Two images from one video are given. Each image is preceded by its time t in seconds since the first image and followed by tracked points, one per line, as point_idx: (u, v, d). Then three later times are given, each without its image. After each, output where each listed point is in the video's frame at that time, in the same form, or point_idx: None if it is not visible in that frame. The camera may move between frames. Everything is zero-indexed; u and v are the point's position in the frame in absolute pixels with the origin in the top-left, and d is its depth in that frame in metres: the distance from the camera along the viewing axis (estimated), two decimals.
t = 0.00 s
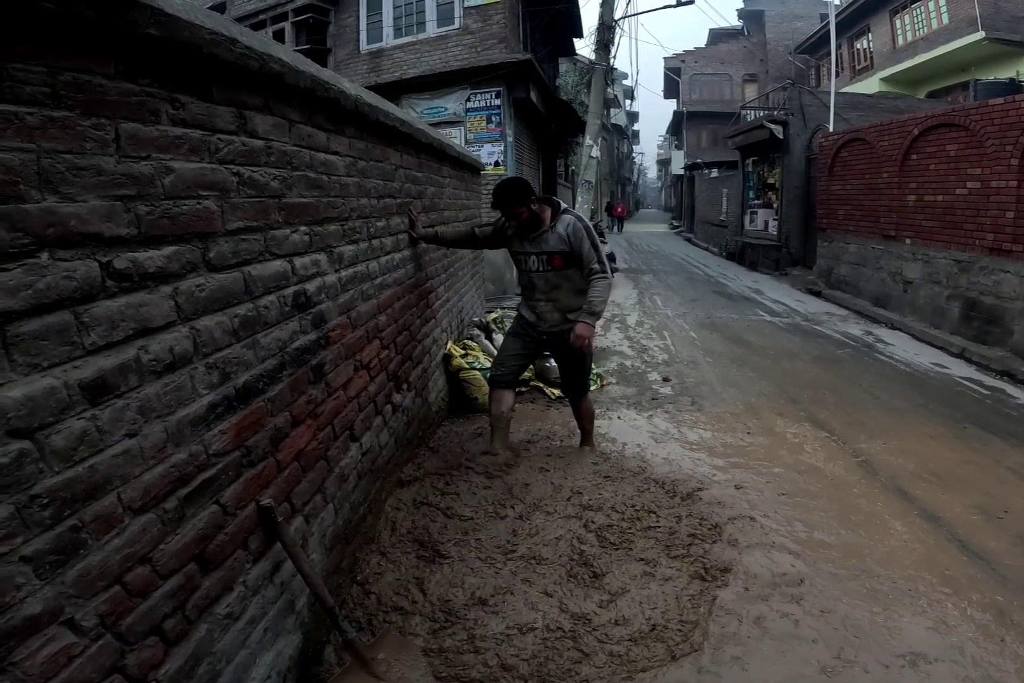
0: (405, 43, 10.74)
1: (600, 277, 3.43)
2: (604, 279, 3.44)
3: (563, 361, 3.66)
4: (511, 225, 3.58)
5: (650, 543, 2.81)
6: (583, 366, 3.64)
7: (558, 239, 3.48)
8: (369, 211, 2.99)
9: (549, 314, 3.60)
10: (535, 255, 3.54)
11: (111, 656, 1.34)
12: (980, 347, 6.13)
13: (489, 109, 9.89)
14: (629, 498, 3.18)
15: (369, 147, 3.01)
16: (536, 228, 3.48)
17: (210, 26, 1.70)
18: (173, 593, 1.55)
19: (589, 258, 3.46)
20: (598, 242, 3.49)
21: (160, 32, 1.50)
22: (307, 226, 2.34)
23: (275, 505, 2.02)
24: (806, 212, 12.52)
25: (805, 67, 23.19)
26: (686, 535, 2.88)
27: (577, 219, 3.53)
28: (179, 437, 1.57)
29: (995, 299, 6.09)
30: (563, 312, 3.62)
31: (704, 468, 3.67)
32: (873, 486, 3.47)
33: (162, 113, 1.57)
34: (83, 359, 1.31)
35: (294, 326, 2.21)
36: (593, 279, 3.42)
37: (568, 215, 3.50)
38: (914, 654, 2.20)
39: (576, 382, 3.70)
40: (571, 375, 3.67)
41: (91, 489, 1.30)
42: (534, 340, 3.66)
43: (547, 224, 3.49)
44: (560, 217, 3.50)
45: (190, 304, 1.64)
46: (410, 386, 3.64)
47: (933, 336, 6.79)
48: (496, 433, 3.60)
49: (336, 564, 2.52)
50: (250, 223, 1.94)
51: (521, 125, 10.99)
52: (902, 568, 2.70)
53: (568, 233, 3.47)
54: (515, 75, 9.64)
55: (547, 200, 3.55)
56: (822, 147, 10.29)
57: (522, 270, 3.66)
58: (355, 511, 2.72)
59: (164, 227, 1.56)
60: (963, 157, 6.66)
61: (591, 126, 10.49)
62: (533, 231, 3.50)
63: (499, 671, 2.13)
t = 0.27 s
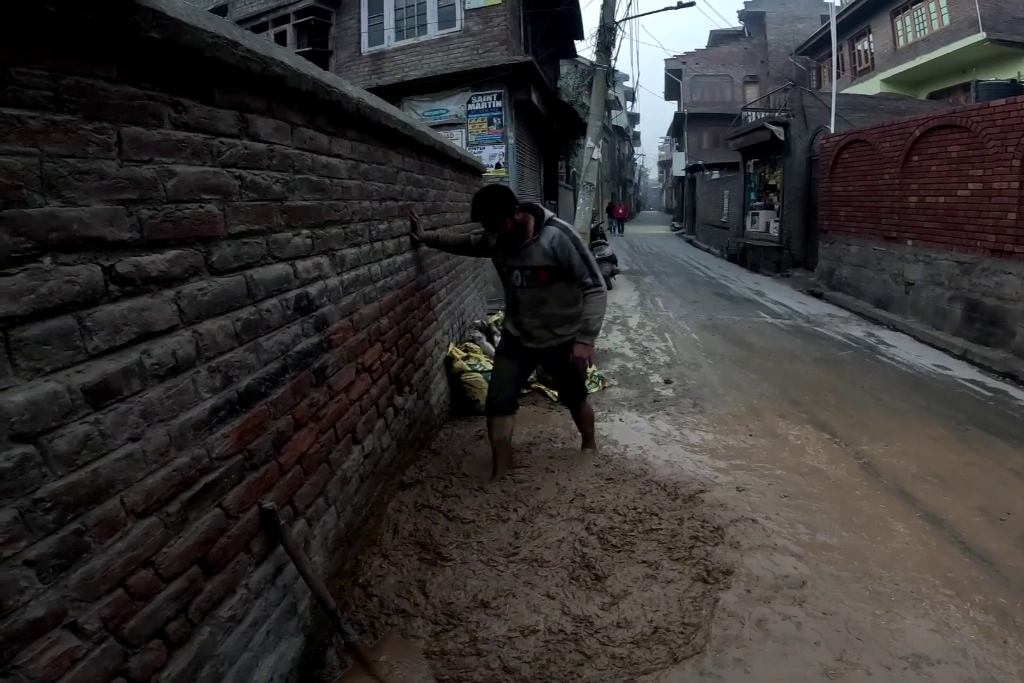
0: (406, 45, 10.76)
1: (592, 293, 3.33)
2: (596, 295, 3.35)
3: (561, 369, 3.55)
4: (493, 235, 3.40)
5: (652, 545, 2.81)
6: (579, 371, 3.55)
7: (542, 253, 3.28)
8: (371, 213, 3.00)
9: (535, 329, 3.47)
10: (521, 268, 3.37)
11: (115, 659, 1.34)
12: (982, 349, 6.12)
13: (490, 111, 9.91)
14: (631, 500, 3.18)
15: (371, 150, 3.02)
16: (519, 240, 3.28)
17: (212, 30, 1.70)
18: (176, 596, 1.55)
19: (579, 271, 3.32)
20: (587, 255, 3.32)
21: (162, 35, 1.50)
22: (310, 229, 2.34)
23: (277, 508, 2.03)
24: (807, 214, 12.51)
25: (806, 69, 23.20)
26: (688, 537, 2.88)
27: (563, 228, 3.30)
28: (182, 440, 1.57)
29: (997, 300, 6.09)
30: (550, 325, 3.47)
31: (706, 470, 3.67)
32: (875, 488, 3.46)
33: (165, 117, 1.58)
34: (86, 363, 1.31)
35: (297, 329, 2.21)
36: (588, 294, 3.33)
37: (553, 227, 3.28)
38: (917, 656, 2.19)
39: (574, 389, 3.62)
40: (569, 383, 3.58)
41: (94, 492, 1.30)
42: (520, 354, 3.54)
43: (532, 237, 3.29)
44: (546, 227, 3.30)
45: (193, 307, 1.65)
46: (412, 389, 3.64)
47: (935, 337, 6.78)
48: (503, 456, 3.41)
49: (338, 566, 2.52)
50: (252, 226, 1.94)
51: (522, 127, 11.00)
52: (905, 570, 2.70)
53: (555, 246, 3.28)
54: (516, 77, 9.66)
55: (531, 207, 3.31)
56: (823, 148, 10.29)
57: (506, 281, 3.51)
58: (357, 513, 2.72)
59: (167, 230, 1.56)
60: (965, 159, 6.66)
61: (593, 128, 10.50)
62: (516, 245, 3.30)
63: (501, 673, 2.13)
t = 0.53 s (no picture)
0: (408, 45, 10.77)
1: (571, 293, 3.15)
2: (575, 294, 3.16)
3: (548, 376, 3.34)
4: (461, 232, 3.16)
5: (655, 544, 2.82)
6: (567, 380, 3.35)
7: (515, 251, 3.09)
8: (374, 212, 3.00)
9: (511, 333, 3.25)
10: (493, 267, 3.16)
11: (118, 657, 1.34)
12: (985, 349, 6.12)
13: (493, 111, 9.92)
14: (633, 500, 3.18)
15: (375, 149, 3.02)
16: (490, 240, 3.07)
17: (218, 27, 1.70)
18: (180, 594, 1.55)
19: (555, 269, 3.11)
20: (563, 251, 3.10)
21: (168, 32, 1.50)
22: (314, 227, 2.34)
23: (280, 507, 2.03)
24: (809, 214, 12.50)
25: (808, 70, 23.19)
26: (691, 537, 2.88)
27: (535, 222, 3.12)
28: (186, 438, 1.57)
29: (999, 301, 6.08)
30: (526, 329, 3.26)
31: (708, 470, 3.67)
32: (878, 488, 3.46)
33: (170, 114, 1.58)
34: (91, 360, 1.31)
35: (300, 327, 2.21)
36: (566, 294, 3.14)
37: (524, 222, 3.09)
38: (920, 655, 2.19)
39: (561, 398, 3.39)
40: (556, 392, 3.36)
41: (98, 490, 1.30)
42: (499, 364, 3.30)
43: (503, 234, 3.07)
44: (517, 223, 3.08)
45: (197, 305, 1.65)
46: (414, 388, 3.64)
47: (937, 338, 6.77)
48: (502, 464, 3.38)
49: (341, 565, 2.52)
50: (257, 223, 1.94)
51: (524, 127, 11.00)
52: (908, 570, 2.69)
53: (529, 243, 3.06)
54: (518, 77, 9.66)
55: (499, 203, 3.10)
56: (825, 149, 10.28)
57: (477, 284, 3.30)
58: (359, 512, 2.72)
59: (172, 228, 1.56)
60: (968, 159, 6.65)
61: (595, 128, 10.50)
62: (487, 244, 3.10)
63: (504, 672, 2.13)
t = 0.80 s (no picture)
0: (411, 45, 10.78)
1: (570, 273, 3.09)
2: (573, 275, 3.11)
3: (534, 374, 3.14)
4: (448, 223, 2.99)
5: (659, 544, 2.81)
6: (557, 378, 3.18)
7: (510, 236, 2.96)
8: (379, 211, 3.00)
9: (505, 323, 3.07)
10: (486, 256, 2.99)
11: (124, 657, 1.34)
12: (988, 350, 6.10)
13: (495, 111, 9.92)
14: (638, 500, 3.19)
15: (379, 148, 3.02)
16: (481, 226, 2.92)
17: (225, 25, 1.70)
18: (186, 594, 1.55)
19: (551, 252, 3.05)
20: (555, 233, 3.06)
21: (177, 30, 1.50)
22: (319, 227, 2.34)
23: (286, 507, 2.02)
24: (812, 214, 12.49)
25: (810, 70, 23.16)
26: (695, 537, 2.87)
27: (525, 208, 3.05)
28: (192, 437, 1.57)
29: (1003, 302, 6.07)
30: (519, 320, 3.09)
31: (712, 469, 3.67)
32: (882, 488, 3.45)
33: (177, 111, 1.58)
34: (98, 358, 1.31)
35: (306, 327, 2.21)
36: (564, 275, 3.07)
37: (517, 207, 3.00)
38: (925, 656, 2.18)
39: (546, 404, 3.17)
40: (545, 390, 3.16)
41: (105, 489, 1.30)
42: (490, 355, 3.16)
43: (495, 221, 2.95)
44: (507, 209, 2.99)
45: (204, 303, 1.65)
46: (418, 388, 3.64)
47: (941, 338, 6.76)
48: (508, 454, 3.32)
49: (346, 565, 2.52)
50: (263, 222, 1.94)
51: (527, 127, 11.00)
52: (912, 570, 2.69)
53: (523, 226, 2.98)
54: (521, 77, 9.66)
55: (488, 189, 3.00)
56: (828, 149, 10.26)
57: (465, 275, 3.11)
58: (364, 512, 2.72)
59: (179, 226, 1.56)
60: (971, 160, 6.63)
61: (597, 128, 10.50)
62: (478, 232, 2.94)
63: (509, 672, 2.13)
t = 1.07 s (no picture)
0: (414, 47, 10.80)
1: (569, 302, 2.88)
2: (573, 303, 2.89)
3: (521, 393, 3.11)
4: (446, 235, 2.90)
5: (663, 546, 2.81)
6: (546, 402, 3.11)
7: (504, 258, 2.81)
8: (383, 213, 3.00)
9: (495, 343, 3.03)
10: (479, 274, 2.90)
11: (130, 659, 1.34)
12: (992, 352, 6.09)
13: (498, 113, 9.93)
14: (641, 502, 3.19)
15: (383, 151, 3.03)
16: (476, 246, 2.80)
17: (231, 27, 1.71)
18: (191, 596, 1.55)
19: (550, 277, 2.83)
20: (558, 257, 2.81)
21: (183, 32, 1.51)
22: (324, 229, 2.35)
23: (290, 509, 2.03)
24: (814, 216, 12.48)
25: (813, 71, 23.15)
26: (699, 539, 2.87)
27: (527, 225, 2.81)
28: (198, 439, 1.58)
29: (1007, 303, 6.05)
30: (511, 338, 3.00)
31: (715, 471, 3.66)
32: (886, 490, 3.44)
33: (184, 114, 1.58)
34: (105, 360, 1.31)
35: (311, 328, 2.21)
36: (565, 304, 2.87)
37: (515, 226, 2.78)
38: (930, 658, 2.18)
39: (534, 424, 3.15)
40: (532, 414, 3.12)
41: (111, 491, 1.30)
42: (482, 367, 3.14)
43: (492, 238, 2.79)
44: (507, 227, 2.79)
45: (210, 305, 1.65)
46: (422, 389, 3.64)
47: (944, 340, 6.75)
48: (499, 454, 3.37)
49: (350, 566, 2.52)
50: (269, 224, 1.95)
51: (529, 129, 11.01)
52: (916, 572, 2.68)
53: (520, 247, 2.78)
54: (524, 79, 9.67)
55: (487, 203, 2.78)
56: (831, 151, 10.25)
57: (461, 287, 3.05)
58: (368, 514, 2.72)
59: (186, 228, 1.57)
60: (974, 161, 6.62)
61: (600, 129, 10.51)
62: (472, 251, 2.83)
63: (512, 674, 2.13)
